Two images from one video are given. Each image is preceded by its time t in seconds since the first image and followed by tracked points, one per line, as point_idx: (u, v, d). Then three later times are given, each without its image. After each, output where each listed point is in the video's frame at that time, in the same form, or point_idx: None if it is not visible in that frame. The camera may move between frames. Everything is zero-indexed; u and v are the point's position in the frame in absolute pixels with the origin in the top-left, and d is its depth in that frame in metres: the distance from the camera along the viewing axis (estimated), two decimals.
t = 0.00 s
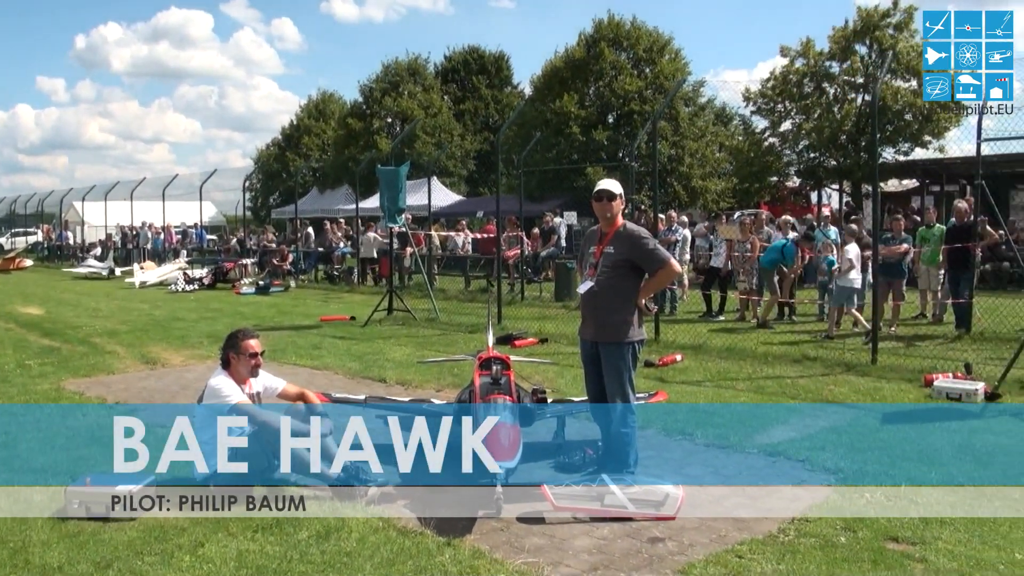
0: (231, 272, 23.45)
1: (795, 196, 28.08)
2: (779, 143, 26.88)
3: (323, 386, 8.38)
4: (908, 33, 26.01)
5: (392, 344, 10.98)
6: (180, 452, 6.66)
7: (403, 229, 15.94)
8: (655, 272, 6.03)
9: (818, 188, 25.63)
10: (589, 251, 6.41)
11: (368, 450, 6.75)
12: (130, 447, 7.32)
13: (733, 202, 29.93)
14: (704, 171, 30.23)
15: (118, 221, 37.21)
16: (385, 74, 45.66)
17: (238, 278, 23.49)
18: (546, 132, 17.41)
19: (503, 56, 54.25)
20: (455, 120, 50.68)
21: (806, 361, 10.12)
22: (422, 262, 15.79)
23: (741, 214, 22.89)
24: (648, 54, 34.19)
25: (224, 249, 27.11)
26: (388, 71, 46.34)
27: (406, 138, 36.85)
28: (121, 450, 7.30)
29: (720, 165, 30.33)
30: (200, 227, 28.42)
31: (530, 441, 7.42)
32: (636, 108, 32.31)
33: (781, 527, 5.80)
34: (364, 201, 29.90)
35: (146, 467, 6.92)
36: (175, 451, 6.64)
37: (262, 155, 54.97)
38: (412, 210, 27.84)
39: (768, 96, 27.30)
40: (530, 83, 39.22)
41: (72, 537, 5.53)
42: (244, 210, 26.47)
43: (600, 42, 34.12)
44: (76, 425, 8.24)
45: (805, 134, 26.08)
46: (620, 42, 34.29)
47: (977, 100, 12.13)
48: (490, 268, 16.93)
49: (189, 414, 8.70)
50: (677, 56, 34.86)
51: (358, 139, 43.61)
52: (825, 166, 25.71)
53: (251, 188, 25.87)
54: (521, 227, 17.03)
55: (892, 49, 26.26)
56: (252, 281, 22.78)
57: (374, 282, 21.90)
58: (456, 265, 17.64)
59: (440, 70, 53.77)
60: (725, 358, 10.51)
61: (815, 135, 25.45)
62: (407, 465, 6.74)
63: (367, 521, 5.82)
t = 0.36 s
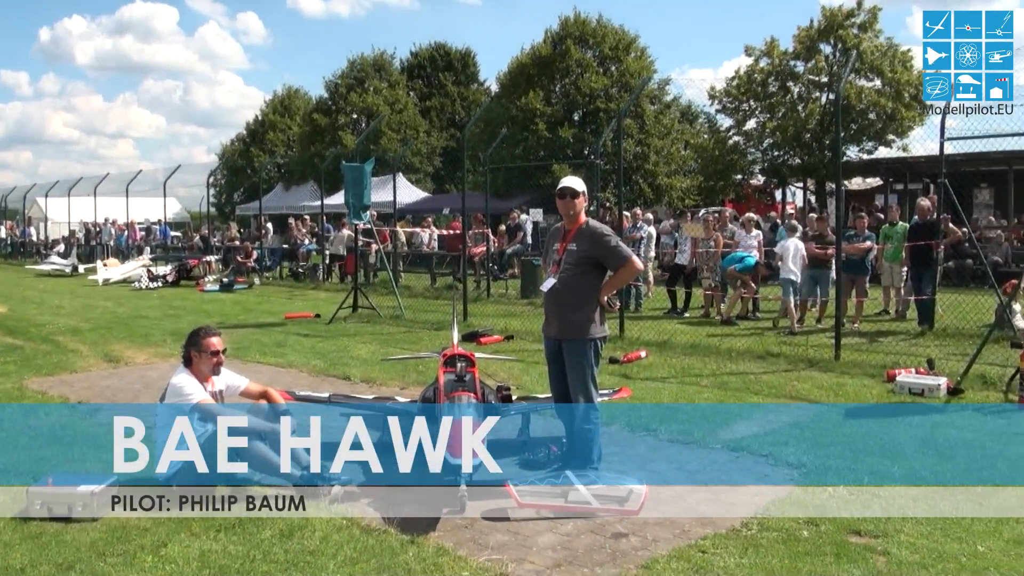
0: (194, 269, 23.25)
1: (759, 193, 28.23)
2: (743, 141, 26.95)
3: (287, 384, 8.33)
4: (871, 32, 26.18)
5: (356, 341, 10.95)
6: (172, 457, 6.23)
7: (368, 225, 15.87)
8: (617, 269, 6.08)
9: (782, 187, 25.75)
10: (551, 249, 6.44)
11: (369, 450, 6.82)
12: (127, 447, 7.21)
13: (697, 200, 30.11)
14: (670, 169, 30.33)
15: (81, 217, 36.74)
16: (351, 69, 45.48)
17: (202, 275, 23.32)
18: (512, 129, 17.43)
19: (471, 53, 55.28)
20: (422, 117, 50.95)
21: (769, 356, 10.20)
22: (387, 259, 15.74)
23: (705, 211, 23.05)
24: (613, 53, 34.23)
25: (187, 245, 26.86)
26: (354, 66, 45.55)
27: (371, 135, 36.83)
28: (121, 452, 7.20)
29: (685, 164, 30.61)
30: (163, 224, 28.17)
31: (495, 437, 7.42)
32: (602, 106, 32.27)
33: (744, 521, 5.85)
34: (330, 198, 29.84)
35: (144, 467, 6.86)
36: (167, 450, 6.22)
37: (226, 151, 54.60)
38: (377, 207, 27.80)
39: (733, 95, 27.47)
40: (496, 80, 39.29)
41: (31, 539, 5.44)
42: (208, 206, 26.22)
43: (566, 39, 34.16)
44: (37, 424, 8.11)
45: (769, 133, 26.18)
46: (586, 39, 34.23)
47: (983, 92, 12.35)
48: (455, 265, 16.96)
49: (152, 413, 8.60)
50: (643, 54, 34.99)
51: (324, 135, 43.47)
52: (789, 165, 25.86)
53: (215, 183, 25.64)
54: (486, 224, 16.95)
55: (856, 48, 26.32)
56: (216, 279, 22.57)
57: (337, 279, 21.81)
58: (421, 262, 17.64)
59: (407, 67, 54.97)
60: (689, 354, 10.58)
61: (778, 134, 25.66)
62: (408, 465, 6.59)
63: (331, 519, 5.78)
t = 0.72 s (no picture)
0: (156, 271, 23.01)
1: (721, 195, 28.39)
2: (705, 143, 27.26)
3: (247, 386, 8.27)
4: (832, 37, 26.43)
5: (318, 343, 10.89)
6: (172, 456, 6.19)
7: (331, 227, 15.79)
8: (578, 270, 6.12)
9: (745, 189, 25.96)
10: (511, 251, 6.46)
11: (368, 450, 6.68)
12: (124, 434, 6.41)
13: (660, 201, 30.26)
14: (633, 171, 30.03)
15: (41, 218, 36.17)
16: (314, 69, 45.50)
17: (163, 277, 23.08)
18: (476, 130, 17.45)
19: (434, 54, 57.55)
20: (386, 118, 51.11)
21: (730, 357, 10.27)
22: (350, 261, 15.67)
23: (667, 213, 23.20)
24: (577, 55, 34.07)
25: (149, 246, 26.55)
26: (317, 66, 45.52)
27: (334, 135, 36.74)
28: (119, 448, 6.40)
29: (649, 165, 30.87)
30: (125, 224, 27.85)
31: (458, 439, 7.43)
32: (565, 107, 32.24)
33: (705, 521, 5.88)
34: (294, 199, 29.71)
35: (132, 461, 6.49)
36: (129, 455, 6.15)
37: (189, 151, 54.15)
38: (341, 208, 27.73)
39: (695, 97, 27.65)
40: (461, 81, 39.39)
41: None
42: (170, 206, 25.95)
43: (530, 41, 34.26)
44: None
45: (730, 135, 26.33)
46: (551, 41, 34.39)
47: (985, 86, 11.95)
48: (418, 266, 16.97)
49: (111, 417, 8.49)
50: (607, 57, 34.73)
51: (287, 136, 43.34)
52: (751, 167, 26.15)
53: (177, 183, 25.37)
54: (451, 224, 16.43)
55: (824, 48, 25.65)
56: (177, 280, 22.35)
57: (300, 281, 21.69)
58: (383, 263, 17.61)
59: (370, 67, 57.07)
60: (651, 355, 10.63)
61: (739, 137, 25.79)
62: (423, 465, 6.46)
63: (292, 523, 5.75)
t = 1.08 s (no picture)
0: (117, 274, 22.78)
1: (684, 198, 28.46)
2: (669, 146, 27.53)
3: (207, 391, 8.21)
4: (794, 42, 26.70)
5: (281, 347, 10.84)
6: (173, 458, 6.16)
7: (293, 229, 15.70)
8: (540, 274, 6.12)
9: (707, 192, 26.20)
10: (474, 253, 6.46)
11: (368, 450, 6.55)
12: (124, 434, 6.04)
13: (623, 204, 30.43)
14: (596, 174, 29.61)
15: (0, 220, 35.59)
16: (277, 70, 45.81)
17: (125, 279, 22.86)
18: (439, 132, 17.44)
19: (396, 56, 59.24)
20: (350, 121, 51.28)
21: (693, 359, 10.34)
22: (311, 263, 15.58)
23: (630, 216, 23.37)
24: (540, 58, 34.50)
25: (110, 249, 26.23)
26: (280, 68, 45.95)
27: (297, 137, 36.68)
28: (90, 455, 6.05)
29: (612, 169, 31.15)
30: (86, 226, 27.53)
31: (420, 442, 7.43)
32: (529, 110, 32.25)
33: (666, 522, 5.92)
34: (256, 201, 29.61)
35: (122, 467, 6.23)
36: (87, 461, 6.03)
37: (150, 153, 53.77)
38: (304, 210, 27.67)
39: (657, 100, 27.84)
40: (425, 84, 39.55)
41: None
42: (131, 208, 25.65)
43: (494, 44, 34.36)
44: None
45: (693, 139, 26.52)
46: (514, 44, 34.63)
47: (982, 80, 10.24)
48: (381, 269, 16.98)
49: (71, 422, 8.37)
50: (569, 61, 35.21)
51: (249, 137, 43.26)
52: (713, 171, 26.24)
53: (139, 185, 25.09)
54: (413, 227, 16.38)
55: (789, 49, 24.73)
56: (139, 283, 22.14)
57: (262, 285, 21.57)
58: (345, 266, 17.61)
59: (332, 69, 58.63)
60: (613, 357, 10.68)
61: (703, 140, 26.00)
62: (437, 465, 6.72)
63: (253, 528, 5.70)
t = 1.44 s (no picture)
0: (78, 274, 22.52)
1: (648, 197, 28.56)
2: (632, 146, 27.63)
3: (169, 392, 8.13)
4: (756, 43, 26.90)
5: (244, 347, 10.77)
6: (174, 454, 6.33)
7: (255, 229, 15.59)
8: (503, 273, 6.13)
9: (671, 192, 26.41)
10: (436, 252, 6.45)
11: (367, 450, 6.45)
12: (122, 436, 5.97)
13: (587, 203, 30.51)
14: (560, 172, 30.04)
15: None
16: (240, 68, 45.60)
17: (86, 280, 22.61)
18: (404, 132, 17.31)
19: (360, 54, 59.38)
20: (315, 119, 51.17)
21: (656, 357, 10.40)
22: (274, 263, 15.50)
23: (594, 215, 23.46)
24: (505, 58, 34.56)
25: (71, 249, 25.88)
26: (243, 65, 45.77)
27: (261, 135, 36.50)
28: (53, 459, 5.96)
29: (576, 168, 31.33)
30: (46, 226, 27.15)
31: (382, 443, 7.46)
32: (494, 109, 32.39)
33: (629, 519, 5.95)
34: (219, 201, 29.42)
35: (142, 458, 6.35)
36: (50, 466, 5.94)
37: (112, 151, 53.19)
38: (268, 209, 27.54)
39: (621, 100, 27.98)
40: (388, 83, 39.50)
41: None
42: (93, 207, 25.34)
43: (458, 43, 34.35)
44: None
45: (657, 138, 26.61)
46: (478, 43, 34.65)
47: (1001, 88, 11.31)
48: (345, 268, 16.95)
49: (31, 425, 8.26)
50: (534, 60, 35.34)
51: (212, 135, 42.97)
52: (677, 170, 26.50)
53: (100, 184, 24.78)
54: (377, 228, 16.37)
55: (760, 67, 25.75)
56: (101, 284, 21.90)
57: (226, 285, 21.44)
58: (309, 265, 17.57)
59: (296, 66, 58.61)
60: (576, 356, 10.72)
61: (666, 139, 26.07)
62: (439, 464, 6.58)
63: (216, 530, 5.67)
